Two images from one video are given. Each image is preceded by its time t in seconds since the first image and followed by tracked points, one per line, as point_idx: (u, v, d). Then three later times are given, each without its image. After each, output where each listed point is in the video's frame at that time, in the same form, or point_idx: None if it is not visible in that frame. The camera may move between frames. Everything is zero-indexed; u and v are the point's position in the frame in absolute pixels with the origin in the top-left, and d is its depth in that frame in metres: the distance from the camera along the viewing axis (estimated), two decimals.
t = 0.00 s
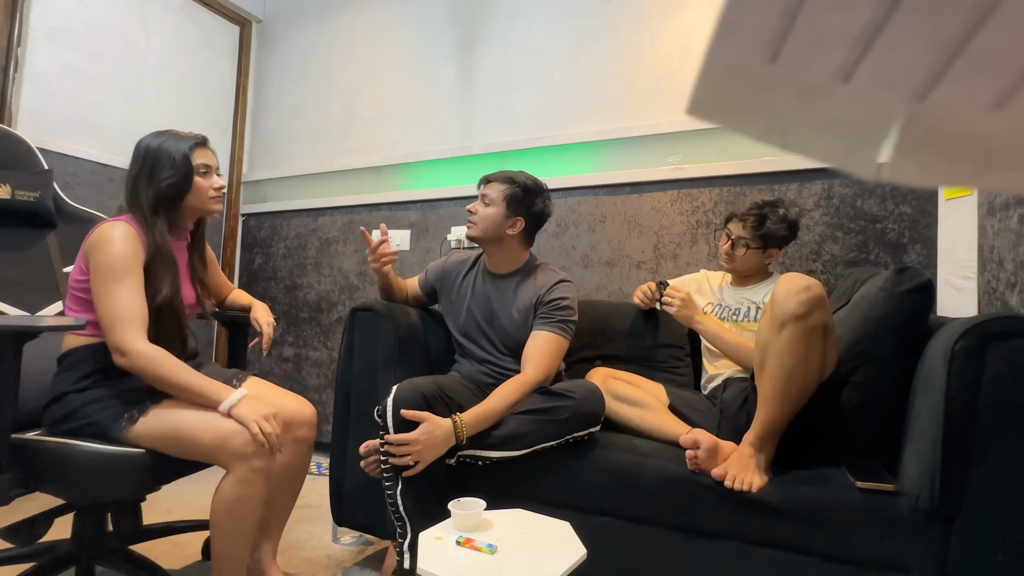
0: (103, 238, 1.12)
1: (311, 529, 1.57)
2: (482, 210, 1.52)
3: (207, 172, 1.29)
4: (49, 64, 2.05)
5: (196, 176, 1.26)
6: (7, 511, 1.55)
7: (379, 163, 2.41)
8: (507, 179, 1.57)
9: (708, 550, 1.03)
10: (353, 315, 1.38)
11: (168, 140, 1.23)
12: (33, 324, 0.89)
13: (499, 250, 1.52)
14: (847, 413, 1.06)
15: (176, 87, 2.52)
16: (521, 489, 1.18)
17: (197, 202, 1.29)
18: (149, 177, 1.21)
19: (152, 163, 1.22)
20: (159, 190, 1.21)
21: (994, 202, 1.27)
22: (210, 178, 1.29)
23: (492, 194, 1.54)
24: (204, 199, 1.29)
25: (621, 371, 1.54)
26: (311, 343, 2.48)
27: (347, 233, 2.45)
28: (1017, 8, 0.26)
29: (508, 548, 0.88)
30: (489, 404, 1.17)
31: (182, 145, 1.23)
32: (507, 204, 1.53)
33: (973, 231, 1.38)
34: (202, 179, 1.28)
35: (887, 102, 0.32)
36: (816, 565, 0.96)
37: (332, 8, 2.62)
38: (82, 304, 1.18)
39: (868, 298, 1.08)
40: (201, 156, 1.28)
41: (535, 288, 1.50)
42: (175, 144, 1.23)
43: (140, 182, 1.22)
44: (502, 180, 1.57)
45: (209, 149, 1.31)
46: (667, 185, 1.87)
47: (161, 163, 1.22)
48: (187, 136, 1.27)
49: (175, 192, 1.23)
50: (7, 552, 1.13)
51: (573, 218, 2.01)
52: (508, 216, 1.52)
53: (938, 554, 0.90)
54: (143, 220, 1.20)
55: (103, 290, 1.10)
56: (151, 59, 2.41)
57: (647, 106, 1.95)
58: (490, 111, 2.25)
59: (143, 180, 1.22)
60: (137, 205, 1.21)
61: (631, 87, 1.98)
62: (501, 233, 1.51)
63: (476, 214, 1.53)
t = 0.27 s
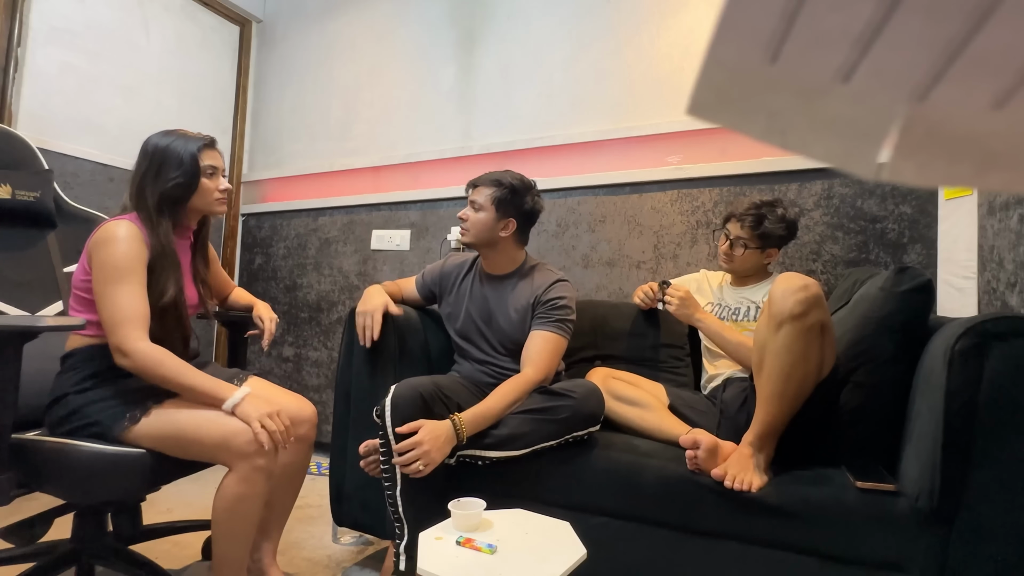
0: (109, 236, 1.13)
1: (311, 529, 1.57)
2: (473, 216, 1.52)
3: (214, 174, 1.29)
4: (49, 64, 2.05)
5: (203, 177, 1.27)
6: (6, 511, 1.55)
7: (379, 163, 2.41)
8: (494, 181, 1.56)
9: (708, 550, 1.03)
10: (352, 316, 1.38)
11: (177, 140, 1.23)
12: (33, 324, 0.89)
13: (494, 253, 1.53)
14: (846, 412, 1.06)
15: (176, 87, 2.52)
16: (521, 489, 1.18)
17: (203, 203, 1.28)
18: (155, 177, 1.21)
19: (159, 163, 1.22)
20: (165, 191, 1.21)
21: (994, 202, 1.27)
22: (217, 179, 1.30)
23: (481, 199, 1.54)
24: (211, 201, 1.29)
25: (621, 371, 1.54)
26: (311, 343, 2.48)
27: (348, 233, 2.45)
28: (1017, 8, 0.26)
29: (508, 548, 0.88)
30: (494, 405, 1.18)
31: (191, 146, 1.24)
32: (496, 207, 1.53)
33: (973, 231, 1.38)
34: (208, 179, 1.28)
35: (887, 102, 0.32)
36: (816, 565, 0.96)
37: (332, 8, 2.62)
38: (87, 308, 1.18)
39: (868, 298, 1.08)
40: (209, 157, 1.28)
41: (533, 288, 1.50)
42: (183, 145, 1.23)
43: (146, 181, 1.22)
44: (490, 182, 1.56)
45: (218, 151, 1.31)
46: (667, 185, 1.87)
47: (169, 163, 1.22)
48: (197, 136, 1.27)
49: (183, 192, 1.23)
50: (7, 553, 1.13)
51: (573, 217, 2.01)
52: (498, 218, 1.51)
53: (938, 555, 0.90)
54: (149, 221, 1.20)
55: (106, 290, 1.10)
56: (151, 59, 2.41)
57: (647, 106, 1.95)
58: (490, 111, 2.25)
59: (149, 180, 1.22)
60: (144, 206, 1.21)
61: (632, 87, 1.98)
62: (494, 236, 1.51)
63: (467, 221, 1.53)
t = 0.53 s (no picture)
0: (138, 233, 1.13)
1: (311, 529, 1.57)
2: (468, 218, 1.52)
3: (242, 179, 1.29)
4: (49, 64, 2.05)
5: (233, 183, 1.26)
6: (6, 511, 1.55)
7: (379, 163, 2.41)
8: (487, 182, 1.56)
9: (708, 550, 1.03)
10: (351, 315, 1.38)
11: (207, 144, 1.23)
12: (35, 324, 0.90)
13: (492, 254, 1.53)
14: (846, 412, 1.06)
15: (176, 87, 2.52)
16: (521, 489, 1.18)
17: (232, 208, 1.28)
18: (185, 183, 1.20)
19: (189, 167, 1.21)
20: (195, 197, 1.20)
21: (994, 202, 1.27)
22: (245, 186, 1.29)
23: (475, 201, 1.54)
24: (238, 207, 1.29)
25: (620, 371, 1.54)
26: (311, 343, 2.48)
27: (348, 233, 2.44)
28: (1017, 8, 0.26)
29: (508, 548, 0.88)
30: (495, 406, 1.18)
31: (223, 151, 1.23)
32: (491, 208, 1.53)
33: (973, 231, 1.38)
34: (237, 185, 1.27)
35: (889, 101, 0.32)
36: (815, 565, 0.96)
37: (332, 8, 2.62)
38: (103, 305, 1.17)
39: (868, 298, 1.08)
40: (238, 163, 1.28)
41: (530, 287, 1.50)
42: (214, 150, 1.22)
43: (175, 186, 1.21)
44: (483, 183, 1.56)
45: (248, 157, 1.32)
46: (667, 185, 1.87)
47: (198, 170, 1.21)
48: (228, 142, 1.27)
49: (212, 198, 1.22)
50: (7, 553, 1.13)
51: (573, 217, 2.01)
52: (494, 219, 1.51)
53: (937, 555, 0.90)
54: (176, 221, 1.19)
55: (125, 282, 1.08)
56: (151, 59, 2.41)
57: (647, 106, 1.95)
58: (490, 111, 2.25)
59: (178, 185, 1.21)
60: (171, 206, 1.20)
61: (632, 87, 1.98)
62: (491, 237, 1.51)
63: (463, 223, 1.53)
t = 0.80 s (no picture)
0: (207, 214, 1.07)
1: (311, 529, 1.57)
2: (471, 217, 1.52)
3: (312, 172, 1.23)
4: (49, 64, 2.05)
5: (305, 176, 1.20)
6: (6, 511, 1.55)
7: (379, 163, 2.41)
8: (489, 180, 1.57)
9: (708, 550, 1.03)
10: (351, 315, 1.38)
11: (284, 134, 1.17)
12: (33, 322, 0.90)
13: (493, 254, 1.53)
14: (846, 412, 1.06)
15: (176, 87, 2.52)
16: (521, 489, 1.18)
17: (299, 201, 1.23)
18: (261, 171, 1.15)
19: (267, 157, 1.16)
20: (269, 188, 1.14)
21: (994, 202, 1.27)
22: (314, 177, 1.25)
23: (478, 200, 1.53)
24: (304, 199, 1.23)
25: (620, 371, 1.54)
26: (311, 343, 2.48)
27: (348, 233, 2.44)
28: (1017, 8, 0.26)
29: (508, 548, 0.88)
30: (495, 406, 1.18)
31: (300, 142, 1.17)
32: (496, 207, 1.52)
33: (973, 231, 1.38)
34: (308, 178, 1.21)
35: (888, 101, 0.32)
36: (815, 565, 0.96)
37: (332, 8, 2.62)
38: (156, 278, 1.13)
39: (868, 298, 1.08)
40: (311, 155, 1.22)
41: (530, 287, 1.50)
42: (290, 140, 1.17)
43: (252, 173, 1.16)
44: (487, 182, 1.57)
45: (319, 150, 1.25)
46: (667, 185, 1.87)
47: (275, 159, 1.15)
48: (303, 132, 1.21)
49: (284, 193, 1.16)
50: (6, 553, 1.13)
51: (573, 218, 2.01)
52: (498, 218, 1.51)
53: (937, 555, 0.90)
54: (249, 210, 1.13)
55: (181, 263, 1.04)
56: (151, 59, 2.41)
57: (647, 106, 1.95)
58: (490, 111, 2.25)
59: (254, 173, 1.15)
60: (245, 195, 1.15)
61: (631, 87, 1.98)
62: (494, 236, 1.51)
63: (466, 222, 1.53)
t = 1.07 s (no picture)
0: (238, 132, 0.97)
1: (310, 529, 1.57)
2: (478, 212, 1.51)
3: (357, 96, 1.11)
4: (49, 64, 2.05)
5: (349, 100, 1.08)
6: (6, 511, 1.55)
7: (379, 163, 2.41)
8: (494, 177, 1.58)
9: (708, 550, 1.03)
10: (352, 314, 1.37)
11: (326, 54, 1.05)
12: (11, 319, 0.90)
13: (498, 251, 1.52)
14: (845, 412, 1.06)
15: (176, 87, 2.52)
16: (521, 489, 1.18)
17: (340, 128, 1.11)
18: (303, 90, 1.04)
19: (309, 74, 1.04)
20: (311, 107, 1.03)
21: (994, 202, 1.27)
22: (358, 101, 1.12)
23: (486, 196, 1.54)
24: (345, 126, 1.11)
25: (620, 371, 1.53)
26: (311, 343, 2.48)
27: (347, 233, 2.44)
28: (1017, 8, 0.26)
29: (508, 547, 0.88)
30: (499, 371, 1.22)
31: (342, 66, 1.04)
32: (504, 204, 1.53)
33: (973, 231, 1.38)
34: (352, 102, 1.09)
35: (888, 101, 0.32)
36: (815, 565, 0.96)
37: (332, 8, 2.62)
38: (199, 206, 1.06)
39: (868, 298, 1.09)
40: (355, 77, 1.09)
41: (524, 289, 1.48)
42: (334, 60, 1.04)
43: (293, 92, 1.04)
44: (493, 179, 1.57)
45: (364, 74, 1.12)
46: (667, 185, 1.87)
47: (318, 77, 1.04)
48: (348, 53, 1.09)
49: (327, 113, 1.05)
50: (6, 553, 1.13)
51: (573, 217, 2.01)
52: (506, 214, 1.52)
53: (937, 555, 0.90)
54: (294, 133, 1.02)
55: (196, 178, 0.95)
56: (151, 59, 2.41)
57: (647, 106, 1.95)
58: (490, 111, 2.25)
59: (296, 92, 1.04)
60: (293, 118, 1.03)
61: (631, 87, 1.98)
62: (502, 232, 1.51)
63: (473, 217, 1.52)
